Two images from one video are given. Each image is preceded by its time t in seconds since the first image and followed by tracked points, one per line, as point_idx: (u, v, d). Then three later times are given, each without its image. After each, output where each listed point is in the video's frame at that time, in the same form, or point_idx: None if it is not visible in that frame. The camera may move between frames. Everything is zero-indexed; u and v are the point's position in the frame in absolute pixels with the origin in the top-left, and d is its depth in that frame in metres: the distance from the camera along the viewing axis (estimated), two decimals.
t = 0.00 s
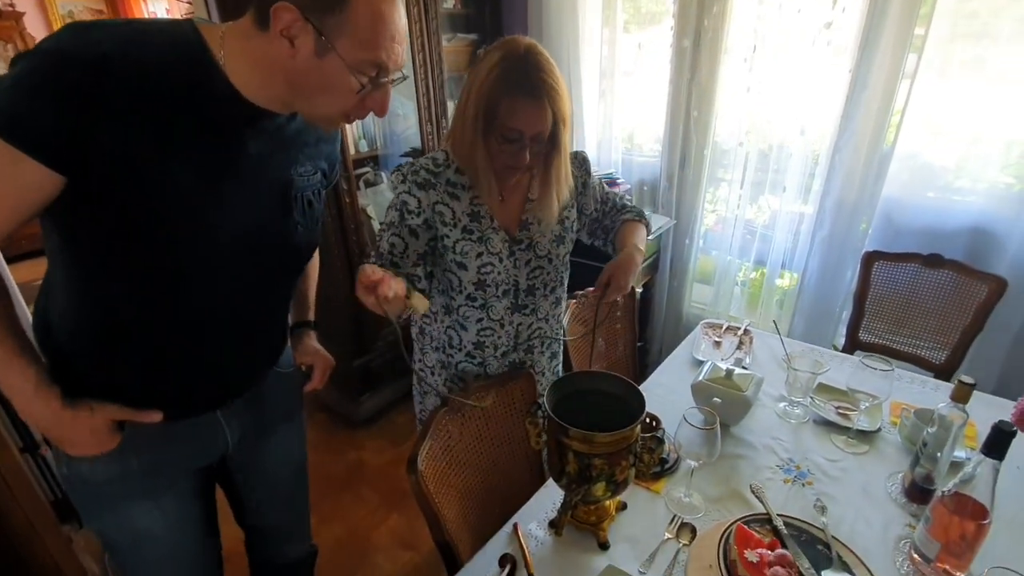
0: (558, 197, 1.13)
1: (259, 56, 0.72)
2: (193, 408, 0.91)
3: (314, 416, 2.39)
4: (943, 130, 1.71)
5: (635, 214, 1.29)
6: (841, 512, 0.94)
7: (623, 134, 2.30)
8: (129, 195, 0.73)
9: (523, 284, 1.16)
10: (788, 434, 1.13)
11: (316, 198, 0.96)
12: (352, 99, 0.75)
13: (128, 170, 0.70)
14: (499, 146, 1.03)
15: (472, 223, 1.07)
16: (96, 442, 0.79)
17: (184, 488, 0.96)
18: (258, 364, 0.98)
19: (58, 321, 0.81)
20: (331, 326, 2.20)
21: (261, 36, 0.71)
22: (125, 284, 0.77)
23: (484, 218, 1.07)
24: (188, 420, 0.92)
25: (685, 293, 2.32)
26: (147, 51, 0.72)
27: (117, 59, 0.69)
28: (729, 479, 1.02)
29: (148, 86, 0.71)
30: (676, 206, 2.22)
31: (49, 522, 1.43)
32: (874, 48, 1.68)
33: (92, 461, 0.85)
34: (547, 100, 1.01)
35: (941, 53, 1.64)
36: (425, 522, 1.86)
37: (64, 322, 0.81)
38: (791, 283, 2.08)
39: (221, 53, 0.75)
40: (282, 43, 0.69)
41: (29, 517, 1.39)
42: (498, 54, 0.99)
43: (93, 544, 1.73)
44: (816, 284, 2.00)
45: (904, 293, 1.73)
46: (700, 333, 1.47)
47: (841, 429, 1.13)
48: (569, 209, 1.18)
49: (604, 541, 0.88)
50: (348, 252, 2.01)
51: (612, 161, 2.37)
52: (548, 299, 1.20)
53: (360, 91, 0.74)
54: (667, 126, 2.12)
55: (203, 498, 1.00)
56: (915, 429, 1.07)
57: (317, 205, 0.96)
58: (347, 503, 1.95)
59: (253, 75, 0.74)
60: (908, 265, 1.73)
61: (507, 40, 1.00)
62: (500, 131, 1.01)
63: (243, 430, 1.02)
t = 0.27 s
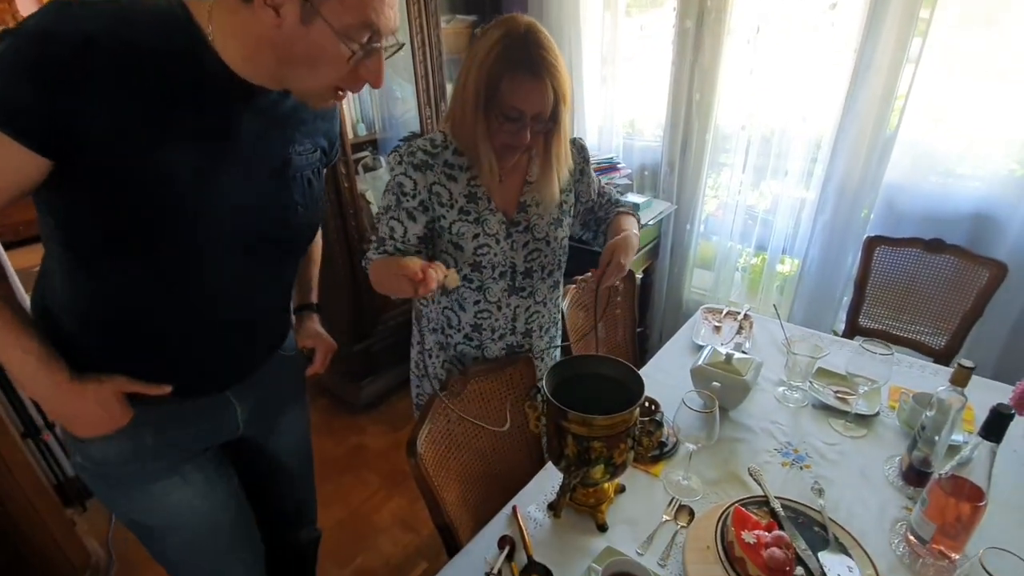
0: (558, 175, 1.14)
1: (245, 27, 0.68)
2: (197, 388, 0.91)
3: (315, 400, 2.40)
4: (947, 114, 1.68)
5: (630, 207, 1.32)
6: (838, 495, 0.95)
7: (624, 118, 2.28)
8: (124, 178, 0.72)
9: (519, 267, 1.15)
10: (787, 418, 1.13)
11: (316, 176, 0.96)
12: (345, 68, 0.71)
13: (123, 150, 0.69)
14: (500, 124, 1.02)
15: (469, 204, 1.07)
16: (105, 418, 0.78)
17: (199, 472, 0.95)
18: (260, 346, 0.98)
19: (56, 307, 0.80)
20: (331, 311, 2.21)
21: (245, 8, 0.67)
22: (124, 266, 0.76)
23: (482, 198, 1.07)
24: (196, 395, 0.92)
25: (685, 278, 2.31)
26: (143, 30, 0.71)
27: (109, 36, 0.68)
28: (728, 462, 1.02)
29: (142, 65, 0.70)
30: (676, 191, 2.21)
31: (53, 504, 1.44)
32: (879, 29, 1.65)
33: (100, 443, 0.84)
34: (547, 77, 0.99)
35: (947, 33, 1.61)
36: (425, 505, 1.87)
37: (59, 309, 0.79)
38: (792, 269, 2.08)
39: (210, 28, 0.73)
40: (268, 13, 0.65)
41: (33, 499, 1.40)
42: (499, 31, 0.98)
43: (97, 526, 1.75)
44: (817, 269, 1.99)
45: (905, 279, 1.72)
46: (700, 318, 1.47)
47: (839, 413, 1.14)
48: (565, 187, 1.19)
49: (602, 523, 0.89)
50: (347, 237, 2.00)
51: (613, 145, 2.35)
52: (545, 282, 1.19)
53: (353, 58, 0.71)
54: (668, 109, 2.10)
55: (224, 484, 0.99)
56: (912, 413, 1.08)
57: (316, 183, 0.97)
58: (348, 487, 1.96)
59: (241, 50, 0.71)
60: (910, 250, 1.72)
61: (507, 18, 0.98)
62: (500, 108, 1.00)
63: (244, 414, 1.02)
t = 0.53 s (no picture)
0: (557, 163, 1.12)
1: (265, 30, 0.59)
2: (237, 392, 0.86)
3: (316, 391, 2.40)
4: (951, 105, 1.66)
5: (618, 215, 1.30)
6: (838, 486, 0.95)
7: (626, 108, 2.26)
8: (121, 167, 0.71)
9: (519, 257, 1.14)
10: (787, 409, 1.13)
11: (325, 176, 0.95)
12: (383, 69, 0.63)
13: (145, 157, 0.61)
14: (497, 111, 1.01)
15: (469, 191, 1.07)
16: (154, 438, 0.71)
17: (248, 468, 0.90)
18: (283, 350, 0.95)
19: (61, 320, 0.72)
20: (332, 302, 2.20)
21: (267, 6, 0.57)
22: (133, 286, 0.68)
23: (482, 185, 1.06)
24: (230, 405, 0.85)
25: (686, 270, 2.30)
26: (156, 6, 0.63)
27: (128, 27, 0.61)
28: (728, 453, 1.02)
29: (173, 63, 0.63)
30: (678, 182, 2.19)
31: (55, 493, 1.45)
32: (886, 18, 1.63)
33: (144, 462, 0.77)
34: (545, 62, 0.98)
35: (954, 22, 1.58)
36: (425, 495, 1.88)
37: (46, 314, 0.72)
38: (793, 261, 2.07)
39: (228, 34, 0.63)
40: (295, 10, 0.56)
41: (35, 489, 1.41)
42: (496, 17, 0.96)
43: (100, 516, 1.76)
44: (819, 261, 1.99)
45: (906, 271, 1.72)
46: (701, 310, 1.47)
47: (840, 405, 1.14)
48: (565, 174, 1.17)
49: (601, 513, 0.89)
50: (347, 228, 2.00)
51: (615, 135, 2.33)
52: (545, 272, 1.19)
53: (392, 57, 0.62)
54: (671, 99, 2.08)
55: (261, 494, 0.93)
56: (913, 405, 1.08)
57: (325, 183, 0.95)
58: (349, 477, 1.97)
59: (263, 56, 0.62)
60: (913, 242, 1.71)
61: (504, 2, 0.97)
62: (498, 92, 0.99)
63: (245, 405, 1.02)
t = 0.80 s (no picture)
0: (550, 154, 1.11)
1: (338, 67, 0.65)
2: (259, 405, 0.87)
3: (316, 386, 2.41)
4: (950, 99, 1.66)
5: (612, 213, 1.26)
6: (832, 480, 0.95)
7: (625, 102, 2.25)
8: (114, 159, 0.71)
9: (514, 249, 1.16)
10: (783, 403, 1.13)
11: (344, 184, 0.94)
12: (449, 111, 0.70)
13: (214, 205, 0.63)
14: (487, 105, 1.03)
15: (464, 185, 1.08)
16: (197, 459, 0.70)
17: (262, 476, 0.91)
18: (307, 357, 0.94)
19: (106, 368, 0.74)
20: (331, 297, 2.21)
21: (341, 47, 0.63)
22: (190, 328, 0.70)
23: (476, 179, 1.08)
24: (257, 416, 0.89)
25: (685, 265, 2.30)
26: (189, 56, 0.65)
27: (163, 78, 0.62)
28: (723, 446, 1.02)
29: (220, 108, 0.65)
30: (678, 177, 2.19)
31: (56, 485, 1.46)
32: (886, 11, 1.62)
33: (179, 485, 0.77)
34: (534, 54, 0.99)
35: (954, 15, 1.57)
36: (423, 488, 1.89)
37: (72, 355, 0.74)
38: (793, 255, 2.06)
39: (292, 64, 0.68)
40: (369, 53, 0.62)
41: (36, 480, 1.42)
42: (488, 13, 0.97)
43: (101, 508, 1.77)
44: (818, 256, 1.98)
45: (905, 266, 1.71)
46: (699, 304, 1.47)
47: (836, 398, 1.14)
48: (560, 165, 1.17)
49: (595, 505, 0.90)
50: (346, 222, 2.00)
51: (614, 130, 2.33)
52: (540, 266, 1.19)
53: (460, 99, 0.69)
54: (670, 93, 2.07)
55: (276, 509, 0.93)
56: (908, 399, 1.07)
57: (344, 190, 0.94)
58: (348, 471, 1.98)
59: (326, 95, 0.69)
60: (913, 237, 1.70)
61: None
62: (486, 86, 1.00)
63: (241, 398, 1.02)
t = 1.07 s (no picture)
0: (539, 141, 1.11)
1: (375, 91, 0.69)
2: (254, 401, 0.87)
3: (312, 376, 2.42)
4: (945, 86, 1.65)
5: (601, 209, 1.29)
6: (816, 464, 0.95)
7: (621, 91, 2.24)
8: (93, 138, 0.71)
9: (500, 236, 1.18)
10: (770, 389, 1.13)
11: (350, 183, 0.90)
12: (476, 130, 0.78)
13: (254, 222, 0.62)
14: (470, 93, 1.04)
15: (451, 172, 1.11)
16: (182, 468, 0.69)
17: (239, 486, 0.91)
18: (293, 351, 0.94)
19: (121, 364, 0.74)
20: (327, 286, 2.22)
21: (382, 72, 0.68)
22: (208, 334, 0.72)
23: (462, 167, 1.11)
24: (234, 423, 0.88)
25: (681, 256, 2.30)
26: (192, 49, 0.65)
27: (196, 78, 0.61)
28: (708, 430, 1.03)
29: (261, 118, 0.64)
30: (674, 167, 2.18)
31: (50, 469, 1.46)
32: None
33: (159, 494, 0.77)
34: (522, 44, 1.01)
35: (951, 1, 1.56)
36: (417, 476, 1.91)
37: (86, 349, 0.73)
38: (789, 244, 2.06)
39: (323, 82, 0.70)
40: (409, 80, 0.68)
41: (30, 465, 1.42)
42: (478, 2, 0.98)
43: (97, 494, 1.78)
44: (813, 246, 1.98)
45: (901, 255, 1.70)
46: (691, 292, 1.46)
47: (823, 384, 1.14)
48: (551, 156, 1.19)
49: (577, 486, 0.90)
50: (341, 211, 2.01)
51: (610, 120, 2.32)
52: (526, 256, 1.22)
53: (487, 120, 0.78)
54: (666, 83, 2.07)
55: (249, 513, 0.94)
56: (896, 384, 1.06)
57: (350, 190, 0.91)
58: (344, 459, 1.99)
59: (356, 113, 0.72)
60: (907, 226, 1.69)
61: None
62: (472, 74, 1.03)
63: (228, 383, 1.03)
